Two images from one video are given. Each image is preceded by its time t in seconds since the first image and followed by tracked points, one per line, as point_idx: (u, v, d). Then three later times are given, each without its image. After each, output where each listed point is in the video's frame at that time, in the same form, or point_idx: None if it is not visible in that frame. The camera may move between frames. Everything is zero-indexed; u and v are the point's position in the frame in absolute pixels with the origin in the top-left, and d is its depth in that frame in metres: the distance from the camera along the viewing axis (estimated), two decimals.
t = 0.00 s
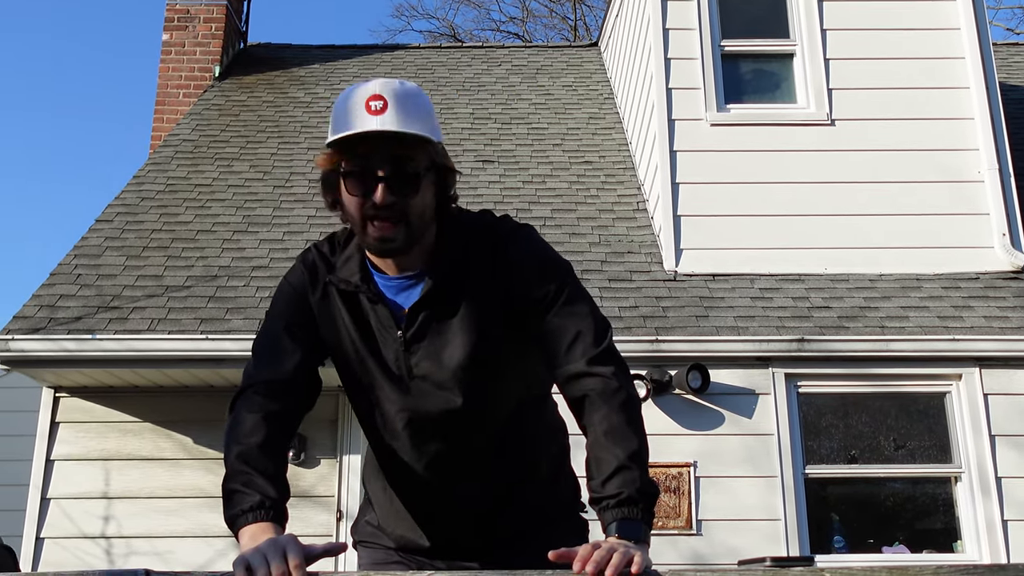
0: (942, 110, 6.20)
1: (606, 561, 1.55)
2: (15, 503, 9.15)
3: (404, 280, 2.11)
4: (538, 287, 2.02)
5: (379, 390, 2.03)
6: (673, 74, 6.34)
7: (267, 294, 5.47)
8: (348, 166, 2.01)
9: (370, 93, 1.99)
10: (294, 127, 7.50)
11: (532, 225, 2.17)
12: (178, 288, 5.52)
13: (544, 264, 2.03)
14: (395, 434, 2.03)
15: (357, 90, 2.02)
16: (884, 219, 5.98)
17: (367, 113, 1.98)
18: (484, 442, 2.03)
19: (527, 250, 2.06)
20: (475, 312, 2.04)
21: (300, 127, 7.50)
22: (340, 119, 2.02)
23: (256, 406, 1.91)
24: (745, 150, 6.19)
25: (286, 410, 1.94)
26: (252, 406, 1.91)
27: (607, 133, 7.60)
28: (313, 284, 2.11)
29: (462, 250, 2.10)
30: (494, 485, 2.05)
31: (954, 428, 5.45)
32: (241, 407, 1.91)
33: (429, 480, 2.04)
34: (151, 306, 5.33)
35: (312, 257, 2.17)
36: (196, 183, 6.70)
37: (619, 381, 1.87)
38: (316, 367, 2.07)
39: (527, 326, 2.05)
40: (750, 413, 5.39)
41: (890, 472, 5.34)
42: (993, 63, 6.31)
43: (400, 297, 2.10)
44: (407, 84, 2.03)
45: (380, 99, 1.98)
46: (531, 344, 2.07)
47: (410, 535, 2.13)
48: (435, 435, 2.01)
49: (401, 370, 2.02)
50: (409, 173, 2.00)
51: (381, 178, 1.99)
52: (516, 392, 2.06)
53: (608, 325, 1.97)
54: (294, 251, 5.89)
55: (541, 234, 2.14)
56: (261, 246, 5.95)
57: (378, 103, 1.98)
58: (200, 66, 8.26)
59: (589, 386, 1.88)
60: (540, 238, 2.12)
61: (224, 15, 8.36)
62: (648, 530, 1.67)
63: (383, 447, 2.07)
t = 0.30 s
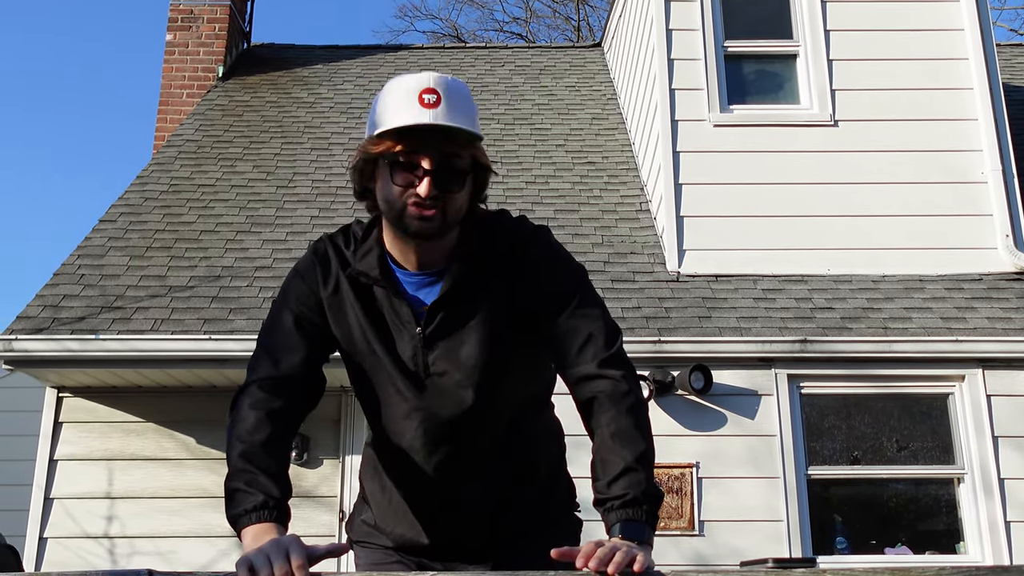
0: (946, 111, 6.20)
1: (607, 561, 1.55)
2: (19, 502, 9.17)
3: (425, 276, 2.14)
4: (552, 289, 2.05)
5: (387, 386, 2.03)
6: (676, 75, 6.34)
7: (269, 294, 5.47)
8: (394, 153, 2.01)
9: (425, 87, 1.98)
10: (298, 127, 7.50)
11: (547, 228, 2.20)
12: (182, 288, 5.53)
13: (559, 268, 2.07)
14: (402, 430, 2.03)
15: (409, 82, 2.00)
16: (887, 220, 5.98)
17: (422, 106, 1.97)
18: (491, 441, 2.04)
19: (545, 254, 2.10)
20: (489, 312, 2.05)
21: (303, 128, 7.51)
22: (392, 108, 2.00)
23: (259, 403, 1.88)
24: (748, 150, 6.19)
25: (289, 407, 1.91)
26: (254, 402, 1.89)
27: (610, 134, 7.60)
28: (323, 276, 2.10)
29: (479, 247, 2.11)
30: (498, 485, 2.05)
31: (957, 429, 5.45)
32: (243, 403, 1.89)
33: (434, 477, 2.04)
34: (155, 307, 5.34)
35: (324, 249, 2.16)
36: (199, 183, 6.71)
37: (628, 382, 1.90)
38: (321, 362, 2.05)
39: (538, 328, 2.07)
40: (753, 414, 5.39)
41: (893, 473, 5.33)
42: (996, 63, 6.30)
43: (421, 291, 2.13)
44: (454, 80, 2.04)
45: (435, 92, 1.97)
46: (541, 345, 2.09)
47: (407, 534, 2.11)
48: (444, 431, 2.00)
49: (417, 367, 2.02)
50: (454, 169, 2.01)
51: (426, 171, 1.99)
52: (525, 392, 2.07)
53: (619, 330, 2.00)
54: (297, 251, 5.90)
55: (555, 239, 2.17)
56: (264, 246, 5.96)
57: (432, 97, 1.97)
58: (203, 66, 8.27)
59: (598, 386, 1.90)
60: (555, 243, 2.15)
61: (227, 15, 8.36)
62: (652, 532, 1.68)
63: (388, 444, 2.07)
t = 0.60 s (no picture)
0: (947, 110, 6.20)
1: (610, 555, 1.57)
2: (20, 502, 9.18)
3: (452, 275, 2.10)
4: (572, 293, 2.09)
5: (403, 380, 2.01)
6: (677, 74, 6.34)
7: (271, 294, 5.47)
8: (439, 171, 1.96)
9: (481, 108, 1.99)
10: (299, 127, 7.50)
11: (566, 232, 2.24)
12: (183, 288, 5.53)
13: (578, 274, 2.12)
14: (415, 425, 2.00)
15: (465, 101, 2.01)
16: (889, 219, 5.98)
17: (476, 127, 1.98)
18: (503, 439, 2.04)
19: (567, 258, 2.14)
20: (510, 312, 2.06)
21: (304, 128, 7.51)
22: (444, 124, 2.00)
23: (265, 397, 1.85)
24: (749, 150, 6.19)
25: (294, 402, 1.88)
26: (260, 396, 1.85)
27: (612, 133, 7.60)
28: (340, 266, 2.06)
29: (512, 251, 2.12)
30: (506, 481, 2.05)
31: (958, 428, 5.44)
32: (249, 396, 1.85)
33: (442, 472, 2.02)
34: (156, 307, 5.34)
35: (341, 239, 2.13)
36: (200, 184, 6.71)
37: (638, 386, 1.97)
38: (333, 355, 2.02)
39: (554, 330, 2.10)
40: (754, 414, 5.39)
41: (894, 473, 5.33)
42: (998, 63, 6.30)
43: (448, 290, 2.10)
44: (505, 93, 2.04)
45: (490, 114, 1.99)
46: (557, 347, 2.12)
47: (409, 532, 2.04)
48: (460, 427, 1.99)
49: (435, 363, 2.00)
50: (498, 191, 1.97)
51: (472, 193, 1.96)
52: (539, 391, 2.09)
53: (633, 337, 2.08)
54: (299, 251, 5.90)
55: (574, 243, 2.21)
56: (266, 246, 5.96)
57: (487, 116, 1.99)
58: (204, 67, 8.28)
59: (609, 388, 1.97)
60: (574, 247, 2.19)
61: (228, 15, 8.36)
62: (655, 532, 1.74)
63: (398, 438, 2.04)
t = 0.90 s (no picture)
0: (948, 109, 6.19)
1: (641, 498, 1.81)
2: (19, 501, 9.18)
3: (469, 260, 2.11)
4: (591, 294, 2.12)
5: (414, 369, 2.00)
6: (677, 72, 6.34)
7: (271, 292, 5.47)
8: (468, 146, 1.99)
9: (509, 85, 2.02)
10: (299, 126, 7.50)
11: (584, 232, 2.25)
12: (182, 286, 5.53)
13: (598, 277, 2.15)
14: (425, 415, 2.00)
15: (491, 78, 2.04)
16: (889, 218, 5.98)
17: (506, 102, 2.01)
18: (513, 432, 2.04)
19: (588, 260, 2.17)
20: (528, 307, 2.08)
21: (304, 125, 7.51)
22: (472, 102, 2.02)
23: (274, 389, 1.83)
24: (749, 149, 6.19)
25: (302, 394, 1.86)
26: (268, 387, 1.83)
27: (612, 131, 7.59)
28: (354, 253, 2.05)
29: (529, 247, 2.13)
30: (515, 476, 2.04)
31: (958, 427, 5.44)
32: (257, 388, 1.84)
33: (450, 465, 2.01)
34: (155, 305, 5.34)
35: (355, 226, 2.11)
36: (200, 182, 6.70)
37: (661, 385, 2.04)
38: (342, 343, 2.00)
39: (572, 328, 2.13)
40: (754, 412, 5.39)
41: (894, 471, 5.33)
42: (998, 61, 6.30)
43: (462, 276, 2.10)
44: (531, 71, 2.08)
45: (519, 90, 2.02)
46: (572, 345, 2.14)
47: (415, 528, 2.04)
48: (471, 417, 1.99)
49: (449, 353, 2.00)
50: (524, 168, 2.00)
51: (500, 168, 1.98)
52: (551, 386, 2.09)
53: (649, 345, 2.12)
54: (299, 250, 5.89)
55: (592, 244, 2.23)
56: (266, 245, 5.95)
57: (516, 93, 2.02)
58: (204, 65, 8.27)
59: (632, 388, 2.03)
60: (593, 249, 2.21)
61: (228, 13, 8.35)
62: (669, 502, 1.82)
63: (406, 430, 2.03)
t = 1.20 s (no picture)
0: (945, 108, 6.20)
1: (487, 427, 1.69)
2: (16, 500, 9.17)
3: (479, 255, 2.10)
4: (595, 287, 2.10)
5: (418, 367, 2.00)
6: (675, 71, 6.34)
7: (269, 291, 5.46)
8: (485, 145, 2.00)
9: (525, 82, 2.01)
10: (296, 125, 7.49)
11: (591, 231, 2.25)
12: (180, 286, 5.52)
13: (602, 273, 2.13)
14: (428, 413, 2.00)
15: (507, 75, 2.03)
16: (886, 217, 5.98)
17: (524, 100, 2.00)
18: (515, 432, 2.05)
19: (593, 257, 2.15)
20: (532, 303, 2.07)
21: (302, 124, 7.51)
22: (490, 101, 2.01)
23: (274, 386, 1.82)
24: (747, 148, 6.19)
25: (302, 390, 1.86)
26: (268, 384, 1.83)
27: (610, 130, 7.59)
28: (360, 247, 2.05)
29: (535, 244, 2.13)
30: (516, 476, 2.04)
31: (955, 425, 5.45)
32: (257, 384, 1.83)
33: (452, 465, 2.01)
34: (153, 304, 5.33)
35: (362, 219, 2.11)
36: (198, 181, 6.69)
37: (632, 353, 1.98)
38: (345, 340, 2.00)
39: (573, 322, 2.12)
40: (752, 411, 5.40)
41: (891, 470, 5.34)
42: (996, 60, 6.30)
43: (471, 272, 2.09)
44: (544, 68, 2.07)
45: (536, 87, 2.01)
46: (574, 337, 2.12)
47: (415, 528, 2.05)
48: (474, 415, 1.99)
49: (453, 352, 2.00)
50: (541, 165, 2.01)
51: (519, 166, 1.99)
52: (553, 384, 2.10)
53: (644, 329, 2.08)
54: (297, 250, 5.89)
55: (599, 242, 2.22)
56: (263, 244, 5.95)
57: (534, 90, 2.01)
58: (202, 63, 8.26)
59: (595, 362, 1.99)
60: (600, 247, 2.20)
61: (226, 12, 8.35)
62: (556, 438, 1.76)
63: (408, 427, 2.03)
